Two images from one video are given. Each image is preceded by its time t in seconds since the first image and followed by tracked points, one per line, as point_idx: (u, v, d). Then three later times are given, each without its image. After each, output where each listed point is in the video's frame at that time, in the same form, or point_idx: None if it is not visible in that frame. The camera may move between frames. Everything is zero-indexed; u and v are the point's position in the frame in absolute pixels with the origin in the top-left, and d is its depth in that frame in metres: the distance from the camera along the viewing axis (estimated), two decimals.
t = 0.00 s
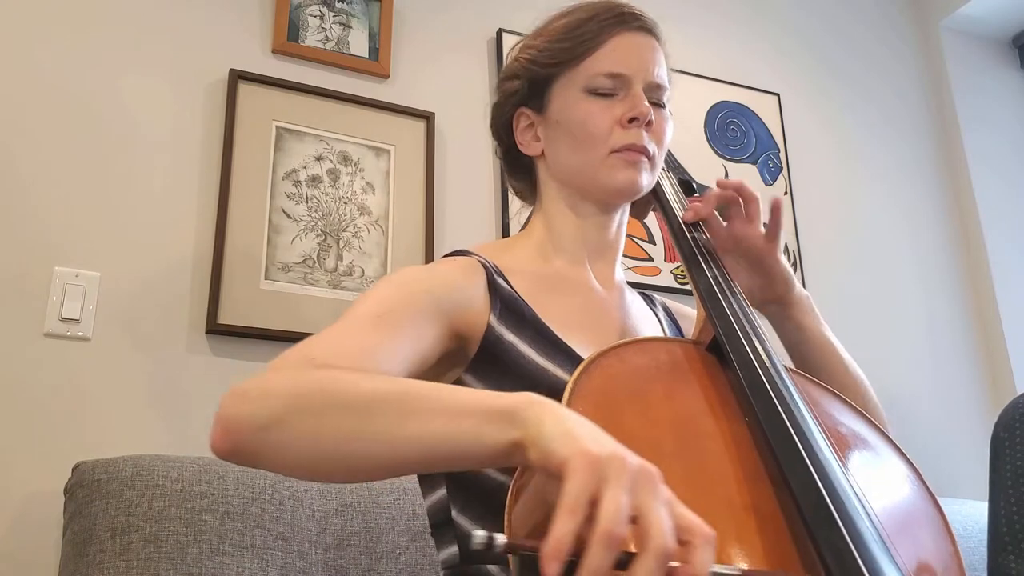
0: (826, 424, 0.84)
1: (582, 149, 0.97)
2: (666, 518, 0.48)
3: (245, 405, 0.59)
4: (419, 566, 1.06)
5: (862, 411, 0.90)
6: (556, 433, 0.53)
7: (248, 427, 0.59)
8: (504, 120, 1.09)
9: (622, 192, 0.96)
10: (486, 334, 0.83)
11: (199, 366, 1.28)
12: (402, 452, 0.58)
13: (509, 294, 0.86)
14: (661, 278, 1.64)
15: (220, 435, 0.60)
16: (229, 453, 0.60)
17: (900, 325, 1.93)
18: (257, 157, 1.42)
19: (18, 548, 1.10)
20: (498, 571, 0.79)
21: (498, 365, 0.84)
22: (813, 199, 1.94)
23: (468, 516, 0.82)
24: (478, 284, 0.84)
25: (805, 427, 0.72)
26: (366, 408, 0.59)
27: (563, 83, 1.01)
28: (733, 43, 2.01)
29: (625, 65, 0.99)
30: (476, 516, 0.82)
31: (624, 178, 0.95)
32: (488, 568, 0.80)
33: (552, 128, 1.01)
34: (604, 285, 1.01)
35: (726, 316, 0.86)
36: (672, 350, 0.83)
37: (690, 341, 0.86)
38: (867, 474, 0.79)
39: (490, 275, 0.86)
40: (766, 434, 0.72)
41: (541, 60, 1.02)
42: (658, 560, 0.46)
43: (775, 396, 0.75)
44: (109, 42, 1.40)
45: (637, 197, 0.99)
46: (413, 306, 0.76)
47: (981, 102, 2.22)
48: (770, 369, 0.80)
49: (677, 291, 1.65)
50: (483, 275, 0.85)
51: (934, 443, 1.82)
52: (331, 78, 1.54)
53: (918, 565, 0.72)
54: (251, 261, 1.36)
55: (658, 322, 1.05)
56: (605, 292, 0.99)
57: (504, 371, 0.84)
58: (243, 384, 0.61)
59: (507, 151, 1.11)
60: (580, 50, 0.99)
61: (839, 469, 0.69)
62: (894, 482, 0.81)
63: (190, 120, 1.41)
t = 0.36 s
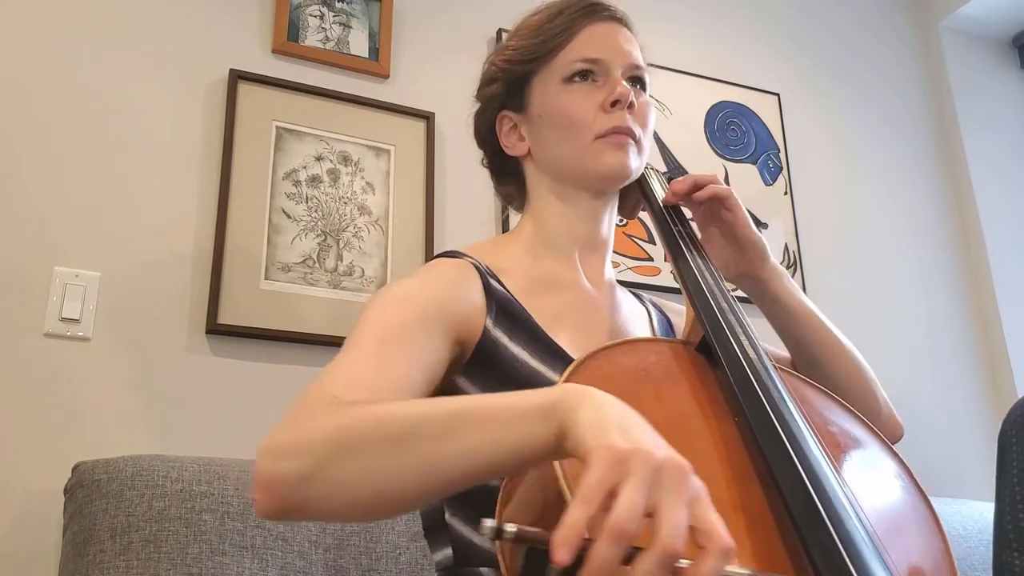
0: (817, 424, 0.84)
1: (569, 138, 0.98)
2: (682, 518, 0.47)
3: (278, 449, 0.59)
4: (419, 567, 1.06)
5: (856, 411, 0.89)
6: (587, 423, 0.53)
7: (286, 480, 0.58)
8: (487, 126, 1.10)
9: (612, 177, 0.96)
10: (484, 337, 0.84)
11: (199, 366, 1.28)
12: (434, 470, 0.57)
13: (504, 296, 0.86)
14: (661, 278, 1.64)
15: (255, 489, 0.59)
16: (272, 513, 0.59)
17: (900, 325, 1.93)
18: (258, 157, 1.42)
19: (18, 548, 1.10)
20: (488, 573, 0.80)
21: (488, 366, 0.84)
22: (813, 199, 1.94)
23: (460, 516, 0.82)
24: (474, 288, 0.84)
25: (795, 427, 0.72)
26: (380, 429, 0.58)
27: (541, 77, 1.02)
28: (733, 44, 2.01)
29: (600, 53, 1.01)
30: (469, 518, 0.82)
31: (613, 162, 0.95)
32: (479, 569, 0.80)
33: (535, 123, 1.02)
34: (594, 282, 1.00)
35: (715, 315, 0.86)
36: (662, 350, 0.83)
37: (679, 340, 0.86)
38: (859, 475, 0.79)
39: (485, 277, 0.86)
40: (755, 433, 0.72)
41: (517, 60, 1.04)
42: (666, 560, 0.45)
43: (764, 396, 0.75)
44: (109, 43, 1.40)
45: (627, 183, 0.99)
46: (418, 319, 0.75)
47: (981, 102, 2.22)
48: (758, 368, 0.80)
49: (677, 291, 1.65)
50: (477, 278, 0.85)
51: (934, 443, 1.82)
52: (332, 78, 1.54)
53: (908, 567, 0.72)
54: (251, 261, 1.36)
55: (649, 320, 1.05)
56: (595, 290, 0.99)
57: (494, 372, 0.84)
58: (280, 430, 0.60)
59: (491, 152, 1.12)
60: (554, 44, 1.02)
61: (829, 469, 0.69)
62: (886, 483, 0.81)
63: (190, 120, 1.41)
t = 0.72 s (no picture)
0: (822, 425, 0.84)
1: (571, 137, 0.98)
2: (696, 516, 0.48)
3: (256, 419, 0.59)
4: (419, 566, 1.06)
5: (861, 413, 0.89)
6: (579, 434, 0.55)
7: (259, 455, 0.58)
8: (493, 129, 1.10)
9: (615, 174, 0.96)
10: (486, 334, 0.84)
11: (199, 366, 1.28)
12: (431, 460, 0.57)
13: (507, 294, 0.86)
14: (661, 278, 1.64)
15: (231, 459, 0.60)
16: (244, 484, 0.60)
17: (900, 325, 1.92)
18: (258, 157, 1.42)
19: (18, 547, 1.10)
20: (492, 571, 0.80)
21: (492, 363, 0.84)
22: (813, 199, 1.94)
23: (464, 514, 0.82)
24: (476, 285, 0.84)
25: (800, 428, 0.72)
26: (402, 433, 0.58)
27: (545, 77, 1.03)
28: (733, 44, 2.01)
29: (602, 52, 1.02)
30: (471, 516, 0.82)
31: (617, 159, 0.96)
32: (482, 568, 0.80)
33: (539, 123, 1.02)
34: (601, 283, 1.00)
35: (720, 315, 0.86)
36: (666, 350, 0.82)
37: (685, 341, 0.86)
38: (864, 476, 0.79)
39: (489, 274, 0.86)
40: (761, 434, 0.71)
41: (521, 61, 1.05)
42: (691, 555, 0.47)
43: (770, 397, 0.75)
44: (109, 43, 1.40)
45: (631, 181, 1.00)
46: (409, 312, 0.75)
47: (981, 102, 2.22)
48: (763, 369, 0.80)
49: (678, 291, 1.65)
50: (481, 275, 0.85)
51: (935, 442, 1.82)
52: (332, 78, 1.54)
53: (913, 567, 0.72)
54: (251, 261, 1.36)
55: (656, 321, 1.04)
56: (602, 291, 0.98)
57: (499, 370, 0.84)
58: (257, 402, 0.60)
59: (498, 156, 1.12)
60: (557, 44, 1.02)
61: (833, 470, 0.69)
62: (891, 484, 0.81)
63: (190, 120, 1.41)
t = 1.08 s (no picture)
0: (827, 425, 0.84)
1: (577, 139, 0.98)
2: (549, 511, 0.46)
3: (201, 365, 0.63)
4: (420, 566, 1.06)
5: (865, 415, 0.90)
6: (447, 422, 0.53)
7: (196, 397, 0.62)
8: (501, 133, 1.10)
9: (621, 177, 0.96)
10: (486, 332, 0.84)
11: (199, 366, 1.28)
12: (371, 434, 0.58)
13: (510, 294, 0.87)
14: (661, 278, 1.64)
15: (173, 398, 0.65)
16: (180, 424, 0.64)
17: (901, 326, 1.92)
18: (258, 157, 1.42)
19: (18, 547, 1.11)
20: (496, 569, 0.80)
21: (496, 362, 0.84)
22: (813, 199, 1.94)
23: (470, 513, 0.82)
24: (476, 283, 0.86)
25: (807, 429, 0.73)
26: (405, 434, 0.57)
27: (553, 80, 1.03)
28: (734, 44, 2.01)
29: (609, 56, 1.02)
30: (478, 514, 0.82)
31: (623, 161, 0.96)
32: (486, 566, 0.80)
33: (546, 126, 1.02)
34: (608, 286, 0.99)
35: (728, 317, 0.87)
36: (675, 352, 0.83)
37: (693, 344, 0.86)
38: (869, 476, 0.80)
39: (492, 274, 0.87)
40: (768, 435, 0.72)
41: (529, 64, 1.05)
42: (536, 553, 0.45)
43: (777, 398, 0.76)
44: (109, 43, 1.40)
45: (637, 184, 0.99)
46: (388, 300, 0.77)
47: (980, 102, 2.22)
48: (771, 371, 0.80)
49: (678, 291, 1.65)
50: (483, 274, 0.87)
51: (935, 443, 1.82)
52: (331, 78, 1.54)
53: (918, 565, 0.72)
54: (251, 261, 1.36)
55: (662, 324, 1.04)
56: (608, 293, 0.98)
57: (503, 370, 0.84)
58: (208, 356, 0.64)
59: (507, 161, 1.12)
60: (565, 48, 1.03)
61: (840, 471, 0.69)
62: (895, 485, 0.81)
63: (189, 120, 1.41)
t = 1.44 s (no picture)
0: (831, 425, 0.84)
1: (581, 142, 0.98)
2: (460, 476, 0.44)
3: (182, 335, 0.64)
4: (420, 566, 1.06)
5: (867, 416, 0.90)
6: (366, 395, 0.51)
7: (169, 361, 0.63)
8: (506, 134, 1.10)
9: (625, 180, 0.96)
10: (491, 327, 0.84)
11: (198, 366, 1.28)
12: (325, 410, 0.56)
13: (515, 290, 0.87)
14: (661, 278, 1.64)
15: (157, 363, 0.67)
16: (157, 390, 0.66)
17: (901, 326, 1.92)
18: (258, 157, 1.42)
19: (19, 548, 1.11)
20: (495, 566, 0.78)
21: (501, 358, 0.84)
22: (813, 199, 1.94)
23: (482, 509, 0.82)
24: (481, 282, 0.86)
25: (813, 430, 0.73)
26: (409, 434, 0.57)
27: (558, 83, 1.03)
28: (734, 44, 2.01)
29: (615, 59, 1.02)
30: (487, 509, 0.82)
31: (626, 165, 0.96)
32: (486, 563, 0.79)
33: (551, 129, 1.02)
34: (613, 285, 1.00)
35: (733, 317, 0.87)
36: (680, 352, 0.83)
37: (698, 345, 0.86)
38: (873, 476, 0.80)
39: (496, 270, 0.88)
40: (773, 436, 0.72)
41: (535, 67, 1.05)
42: (441, 519, 0.42)
43: (782, 399, 0.76)
44: (109, 43, 1.40)
45: (640, 188, 0.99)
46: (385, 288, 0.78)
47: (980, 102, 2.22)
48: (776, 372, 0.80)
49: (678, 290, 1.65)
50: (487, 270, 0.87)
51: (934, 443, 1.82)
52: (331, 78, 1.54)
53: (922, 564, 0.72)
54: (251, 262, 1.36)
55: (666, 322, 1.04)
56: (614, 293, 0.98)
57: (508, 366, 0.84)
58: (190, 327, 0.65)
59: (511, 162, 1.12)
60: (571, 51, 1.03)
61: (845, 471, 0.69)
62: (899, 485, 0.81)
63: (189, 120, 1.41)
